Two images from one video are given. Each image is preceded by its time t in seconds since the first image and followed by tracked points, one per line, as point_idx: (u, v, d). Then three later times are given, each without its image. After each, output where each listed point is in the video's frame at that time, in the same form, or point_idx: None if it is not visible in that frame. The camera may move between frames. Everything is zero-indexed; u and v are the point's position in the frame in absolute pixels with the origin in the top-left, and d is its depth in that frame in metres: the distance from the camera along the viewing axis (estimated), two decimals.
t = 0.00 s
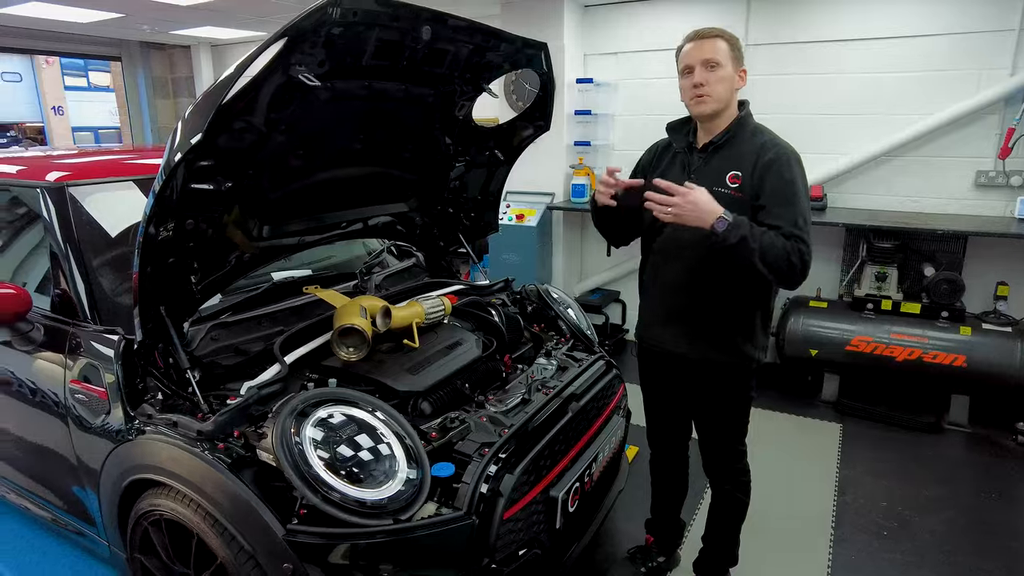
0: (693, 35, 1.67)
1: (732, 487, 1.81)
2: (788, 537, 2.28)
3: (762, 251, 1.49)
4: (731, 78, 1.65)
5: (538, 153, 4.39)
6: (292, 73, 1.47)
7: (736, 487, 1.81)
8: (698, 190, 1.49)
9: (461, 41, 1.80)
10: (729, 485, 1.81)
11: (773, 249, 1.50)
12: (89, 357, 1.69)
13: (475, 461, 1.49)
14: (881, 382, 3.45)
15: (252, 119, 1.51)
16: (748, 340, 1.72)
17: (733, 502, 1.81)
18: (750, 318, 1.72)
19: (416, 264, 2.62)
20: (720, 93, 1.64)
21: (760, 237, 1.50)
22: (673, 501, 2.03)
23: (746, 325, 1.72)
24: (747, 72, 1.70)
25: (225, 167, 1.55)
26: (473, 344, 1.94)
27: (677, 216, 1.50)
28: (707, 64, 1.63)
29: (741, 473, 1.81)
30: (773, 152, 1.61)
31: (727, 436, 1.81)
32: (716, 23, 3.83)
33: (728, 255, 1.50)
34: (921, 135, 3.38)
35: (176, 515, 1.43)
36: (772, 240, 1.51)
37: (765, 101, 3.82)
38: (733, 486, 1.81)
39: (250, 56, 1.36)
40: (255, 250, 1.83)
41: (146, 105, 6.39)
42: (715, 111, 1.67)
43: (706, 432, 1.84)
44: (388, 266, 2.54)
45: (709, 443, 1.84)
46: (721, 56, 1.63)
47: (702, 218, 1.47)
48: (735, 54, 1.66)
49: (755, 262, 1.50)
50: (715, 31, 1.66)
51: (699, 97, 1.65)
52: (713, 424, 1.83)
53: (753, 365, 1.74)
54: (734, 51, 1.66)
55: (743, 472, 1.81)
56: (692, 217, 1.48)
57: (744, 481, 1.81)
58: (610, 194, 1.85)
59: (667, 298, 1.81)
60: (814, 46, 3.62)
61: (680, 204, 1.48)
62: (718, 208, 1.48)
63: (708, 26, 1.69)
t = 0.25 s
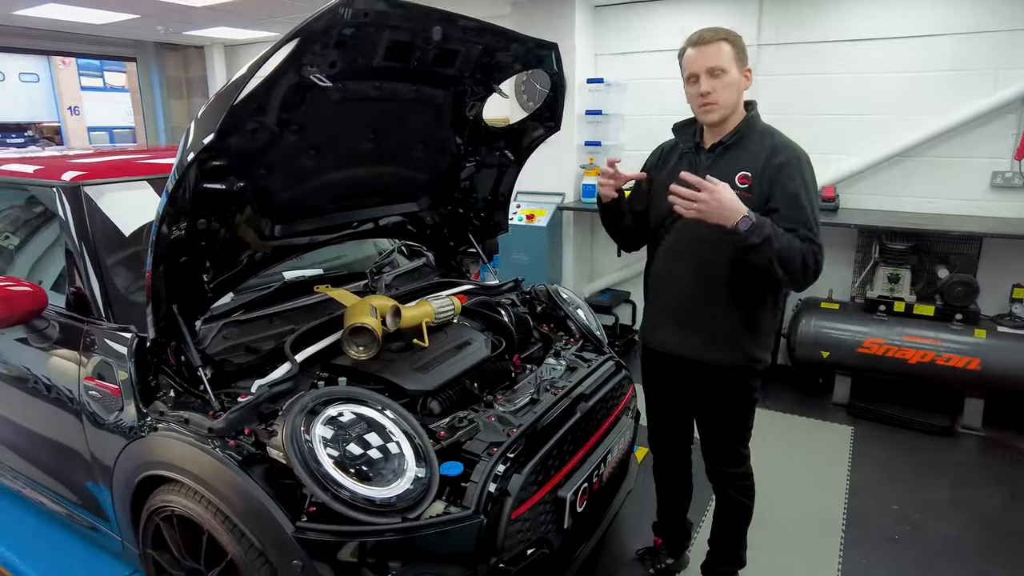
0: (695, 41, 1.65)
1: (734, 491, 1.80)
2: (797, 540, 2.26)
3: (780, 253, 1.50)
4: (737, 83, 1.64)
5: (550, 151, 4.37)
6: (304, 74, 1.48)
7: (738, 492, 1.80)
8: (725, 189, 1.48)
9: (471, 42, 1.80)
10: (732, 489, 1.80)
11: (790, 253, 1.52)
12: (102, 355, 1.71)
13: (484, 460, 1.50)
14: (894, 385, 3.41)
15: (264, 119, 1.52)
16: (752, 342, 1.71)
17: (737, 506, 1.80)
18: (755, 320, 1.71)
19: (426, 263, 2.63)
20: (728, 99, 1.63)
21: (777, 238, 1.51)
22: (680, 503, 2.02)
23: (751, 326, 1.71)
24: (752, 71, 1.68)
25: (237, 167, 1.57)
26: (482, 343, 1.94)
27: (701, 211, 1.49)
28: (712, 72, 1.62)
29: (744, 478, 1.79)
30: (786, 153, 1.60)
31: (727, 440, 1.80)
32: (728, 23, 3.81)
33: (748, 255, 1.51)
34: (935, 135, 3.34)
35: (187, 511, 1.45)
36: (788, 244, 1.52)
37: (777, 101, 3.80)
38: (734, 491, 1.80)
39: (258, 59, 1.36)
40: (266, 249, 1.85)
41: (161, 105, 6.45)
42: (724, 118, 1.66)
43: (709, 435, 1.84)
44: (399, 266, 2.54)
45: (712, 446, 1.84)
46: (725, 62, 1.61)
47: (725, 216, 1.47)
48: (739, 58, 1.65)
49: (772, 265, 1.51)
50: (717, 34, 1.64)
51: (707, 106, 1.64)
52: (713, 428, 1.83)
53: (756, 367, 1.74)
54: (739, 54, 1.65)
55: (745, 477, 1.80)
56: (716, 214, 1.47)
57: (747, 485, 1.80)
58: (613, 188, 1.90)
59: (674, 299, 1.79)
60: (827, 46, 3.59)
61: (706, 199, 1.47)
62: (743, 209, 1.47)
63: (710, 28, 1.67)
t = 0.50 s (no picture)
0: (700, 41, 1.64)
1: (733, 498, 1.79)
2: (806, 542, 2.25)
3: (756, 271, 1.54)
4: (745, 79, 1.63)
5: (560, 151, 4.36)
6: (316, 72, 1.49)
7: (735, 498, 1.79)
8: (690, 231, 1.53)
9: (482, 40, 1.80)
10: (731, 496, 1.79)
11: (767, 265, 1.54)
12: (115, 351, 1.73)
13: (493, 459, 1.49)
14: (906, 387, 3.38)
15: (275, 118, 1.53)
16: (758, 345, 1.70)
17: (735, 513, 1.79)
18: (760, 323, 1.69)
19: (436, 262, 2.64)
20: (738, 96, 1.62)
21: (755, 257, 1.55)
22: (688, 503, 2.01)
23: (756, 329, 1.69)
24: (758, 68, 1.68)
25: (249, 166, 1.58)
26: (492, 342, 1.94)
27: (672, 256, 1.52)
28: (720, 70, 1.61)
29: (743, 484, 1.78)
30: (794, 154, 1.58)
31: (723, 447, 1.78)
32: (740, 22, 3.79)
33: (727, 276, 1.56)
34: (950, 134, 3.31)
35: (199, 507, 1.46)
36: (768, 255, 1.54)
37: (788, 101, 3.77)
38: (732, 497, 1.79)
39: (268, 58, 1.37)
40: (278, 247, 1.86)
41: (173, 104, 6.49)
42: (736, 114, 1.65)
43: (707, 438, 1.83)
44: (409, 265, 2.55)
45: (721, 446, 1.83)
46: (733, 59, 1.60)
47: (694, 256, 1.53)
48: (745, 55, 1.64)
49: (748, 277, 1.55)
50: (722, 34, 1.63)
51: (717, 103, 1.63)
52: (710, 435, 1.82)
53: (763, 371, 1.72)
54: (744, 52, 1.64)
55: (744, 483, 1.79)
56: (683, 259, 1.52)
57: (746, 492, 1.79)
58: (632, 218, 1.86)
59: (680, 300, 1.80)
60: (840, 45, 3.56)
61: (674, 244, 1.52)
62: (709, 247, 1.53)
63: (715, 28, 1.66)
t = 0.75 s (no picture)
0: (710, 41, 1.63)
1: (737, 505, 1.78)
2: (818, 546, 2.23)
3: (769, 280, 1.54)
4: (752, 80, 1.60)
5: (570, 151, 4.35)
6: (330, 73, 1.49)
7: (741, 505, 1.78)
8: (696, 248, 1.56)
9: (495, 40, 1.80)
10: (735, 504, 1.79)
11: (780, 273, 1.53)
12: (129, 350, 1.73)
13: (506, 460, 1.49)
14: (919, 389, 3.35)
15: (290, 118, 1.53)
16: (773, 347, 1.69)
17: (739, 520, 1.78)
18: (775, 325, 1.68)
19: (447, 262, 2.64)
20: (742, 97, 1.60)
21: (766, 266, 1.55)
22: (699, 506, 2.00)
23: (771, 331, 1.68)
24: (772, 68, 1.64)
25: (263, 166, 1.58)
26: (504, 343, 1.94)
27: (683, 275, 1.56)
28: (725, 71, 1.60)
29: (747, 491, 1.77)
30: (805, 156, 1.57)
31: (725, 454, 1.77)
32: (752, 21, 3.77)
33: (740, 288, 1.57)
34: (966, 135, 3.27)
35: (211, 506, 1.46)
36: (780, 263, 1.54)
37: (801, 101, 3.75)
38: (736, 504, 1.79)
39: (286, 56, 1.38)
40: (290, 247, 1.86)
41: (184, 105, 6.53)
42: (740, 116, 1.63)
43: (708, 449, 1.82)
44: (420, 264, 2.54)
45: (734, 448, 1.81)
46: (739, 61, 1.58)
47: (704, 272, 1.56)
48: (756, 56, 1.61)
49: (762, 287, 1.55)
50: (733, 34, 1.61)
51: (720, 104, 1.62)
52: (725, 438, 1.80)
53: (778, 373, 1.70)
54: (755, 52, 1.61)
55: (748, 491, 1.77)
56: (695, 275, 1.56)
57: (751, 500, 1.78)
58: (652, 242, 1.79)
59: (693, 304, 1.79)
60: (853, 44, 3.54)
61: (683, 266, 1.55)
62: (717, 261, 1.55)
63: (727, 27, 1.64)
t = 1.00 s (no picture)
0: (731, 41, 1.61)
1: (757, 503, 1.77)
2: (829, 549, 2.22)
3: (781, 283, 1.54)
4: (771, 84, 1.59)
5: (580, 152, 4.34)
6: (344, 74, 1.49)
7: (762, 503, 1.76)
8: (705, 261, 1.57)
9: (508, 42, 1.80)
10: (755, 501, 1.77)
11: (792, 276, 1.54)
12: (143, 350, 1.74)
13: (518, 462, 1.49)
14: (931, 392, 3.33)
15: (304, 119, 1.54)
16: (787, 348, 1.68)
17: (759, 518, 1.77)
18: (789, 326, 1.67)
19: (458, 263, 2.64)
20: (760, 101, 1.60)
21: (778, 270, 1.55)
22: (711, 508, 1.99)
23: (785, 332, 1.68)
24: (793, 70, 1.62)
25: (278, 167, 1.59)
26: (515, 344, 1.94)
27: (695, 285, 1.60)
28: (744, 75, 1.59)
29: (767, 490, 1.76)
30: (819, 156, 1.56)
31: (747, 453, 1.76)
32: (763, 22, 3.75)
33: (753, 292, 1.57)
34: (980, 135, 3.24)
35: (225, 506, 1.47)
36: (791, 266, 1.54)
37: (812, 102, 3.73)
38: (756, 502, 1.77)
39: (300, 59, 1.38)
40: (303, 248, 1.87)
41: (196, 107, 6.57)
42: (757, 119, 1.63)
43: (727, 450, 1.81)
44: (431, 265, 2.55)
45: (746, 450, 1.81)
46: (759, 64, 1.57)
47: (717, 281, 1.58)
48: (776, 57, 1.59)
49: (774, 290, 1.55)
50: (754, 35, 1.60)
51: (738, 108, 1.62)
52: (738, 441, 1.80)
53: (791, 374, 1.70)
54: (776, 53, 1.59)
55: (768, 489, 1.76)
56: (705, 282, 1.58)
57: (771, 498, 1.76)
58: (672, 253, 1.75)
59: (706, 305, 1.78)
60: (865, 45, 3.51)
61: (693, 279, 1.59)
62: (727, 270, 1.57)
63: (748, 27, 1.62)
